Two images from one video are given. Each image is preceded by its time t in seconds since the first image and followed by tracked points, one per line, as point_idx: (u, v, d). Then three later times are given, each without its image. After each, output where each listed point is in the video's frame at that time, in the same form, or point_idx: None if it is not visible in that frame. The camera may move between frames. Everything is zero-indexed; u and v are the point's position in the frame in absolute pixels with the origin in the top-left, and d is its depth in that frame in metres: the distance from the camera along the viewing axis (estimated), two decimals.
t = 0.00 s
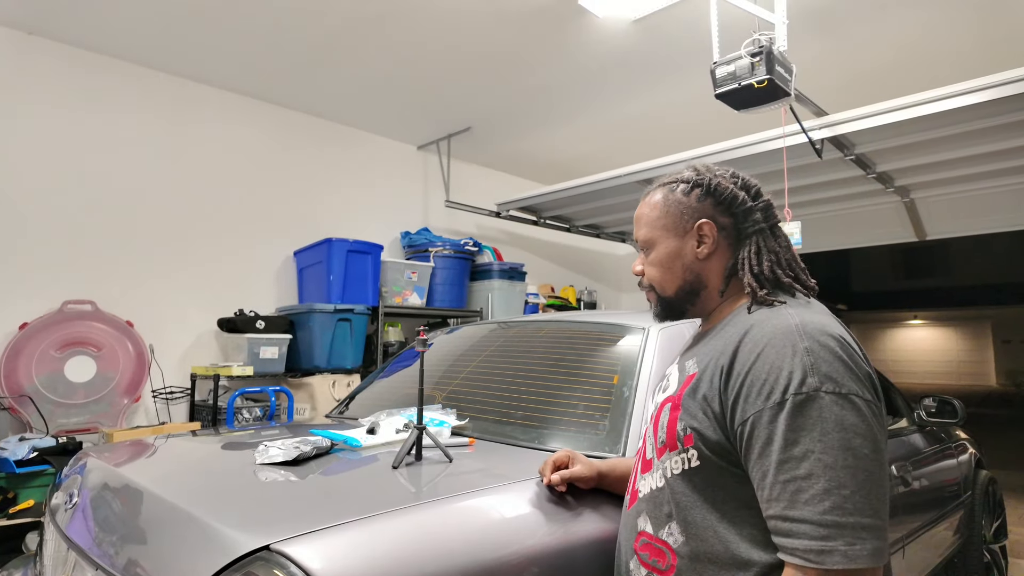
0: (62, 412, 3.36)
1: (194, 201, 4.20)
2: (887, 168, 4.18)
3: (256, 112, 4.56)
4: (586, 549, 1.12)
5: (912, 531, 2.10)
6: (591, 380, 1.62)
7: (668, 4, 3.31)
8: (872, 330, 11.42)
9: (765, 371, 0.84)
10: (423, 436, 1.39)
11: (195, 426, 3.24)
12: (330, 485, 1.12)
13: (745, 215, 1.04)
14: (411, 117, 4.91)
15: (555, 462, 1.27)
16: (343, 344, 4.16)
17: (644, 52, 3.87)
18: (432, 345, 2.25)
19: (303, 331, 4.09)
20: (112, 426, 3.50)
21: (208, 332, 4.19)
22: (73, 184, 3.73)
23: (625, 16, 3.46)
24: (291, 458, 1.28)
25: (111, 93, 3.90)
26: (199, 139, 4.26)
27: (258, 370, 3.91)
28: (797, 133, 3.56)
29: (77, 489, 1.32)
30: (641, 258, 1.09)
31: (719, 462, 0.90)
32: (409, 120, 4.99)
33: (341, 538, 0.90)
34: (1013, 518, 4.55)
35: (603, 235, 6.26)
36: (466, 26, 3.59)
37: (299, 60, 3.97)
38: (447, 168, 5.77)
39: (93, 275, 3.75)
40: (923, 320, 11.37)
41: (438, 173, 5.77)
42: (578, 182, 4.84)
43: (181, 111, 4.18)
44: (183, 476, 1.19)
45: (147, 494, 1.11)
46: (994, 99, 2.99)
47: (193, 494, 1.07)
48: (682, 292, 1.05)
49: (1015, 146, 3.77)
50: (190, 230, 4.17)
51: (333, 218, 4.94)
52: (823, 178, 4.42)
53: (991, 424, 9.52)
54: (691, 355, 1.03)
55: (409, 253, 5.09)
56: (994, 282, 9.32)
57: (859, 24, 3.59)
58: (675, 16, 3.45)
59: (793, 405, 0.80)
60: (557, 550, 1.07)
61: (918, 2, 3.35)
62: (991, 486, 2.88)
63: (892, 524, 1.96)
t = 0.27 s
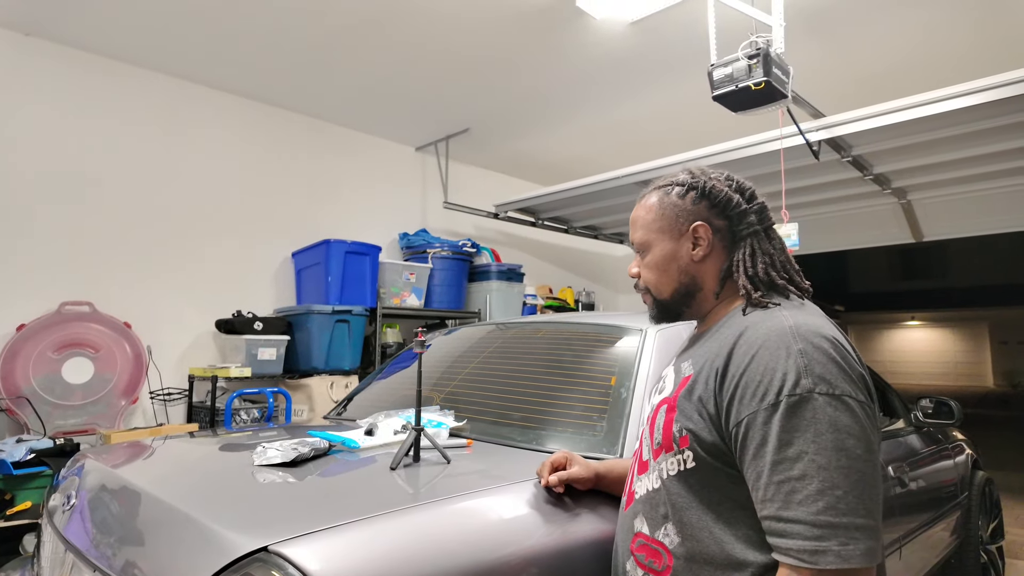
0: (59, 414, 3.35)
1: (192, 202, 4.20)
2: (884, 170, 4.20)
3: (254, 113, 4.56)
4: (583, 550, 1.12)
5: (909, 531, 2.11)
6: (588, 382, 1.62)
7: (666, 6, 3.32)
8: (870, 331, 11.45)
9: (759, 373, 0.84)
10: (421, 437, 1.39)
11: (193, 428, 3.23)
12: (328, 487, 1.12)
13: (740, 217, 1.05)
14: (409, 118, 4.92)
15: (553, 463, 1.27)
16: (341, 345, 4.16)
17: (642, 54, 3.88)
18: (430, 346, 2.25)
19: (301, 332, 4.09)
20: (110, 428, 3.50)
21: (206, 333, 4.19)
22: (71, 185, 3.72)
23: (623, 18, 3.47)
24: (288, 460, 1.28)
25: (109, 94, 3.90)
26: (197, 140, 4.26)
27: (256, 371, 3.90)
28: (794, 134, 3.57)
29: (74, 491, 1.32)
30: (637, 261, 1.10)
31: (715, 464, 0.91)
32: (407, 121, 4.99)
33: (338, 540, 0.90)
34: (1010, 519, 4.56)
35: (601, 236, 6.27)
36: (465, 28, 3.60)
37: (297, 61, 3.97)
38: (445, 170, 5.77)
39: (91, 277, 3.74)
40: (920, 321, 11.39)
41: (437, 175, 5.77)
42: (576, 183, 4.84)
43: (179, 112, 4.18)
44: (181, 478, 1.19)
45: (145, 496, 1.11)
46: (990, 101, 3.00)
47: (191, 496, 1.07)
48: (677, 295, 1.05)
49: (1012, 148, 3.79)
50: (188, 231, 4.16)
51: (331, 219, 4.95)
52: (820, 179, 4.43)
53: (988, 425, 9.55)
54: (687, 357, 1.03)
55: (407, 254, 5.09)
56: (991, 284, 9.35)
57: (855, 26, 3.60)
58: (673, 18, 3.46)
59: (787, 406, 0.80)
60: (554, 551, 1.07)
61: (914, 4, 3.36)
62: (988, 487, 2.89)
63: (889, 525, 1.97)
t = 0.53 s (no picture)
0: (56, 415, 3.35)
1: (189, 203, 4.19)
2: (881, 171, 4.21)
3: (252, 113, 4.56)
4: (580, 550, 1.12)
5: (906, 532, 2.12)
6: (586, 383, 1.62)
7: (664, 7, 3.32)
8: (867, 332, 11.48)
9: (751, 372, 0.85)
10: (419, 438, 1.39)
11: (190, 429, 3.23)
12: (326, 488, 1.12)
13: (735, 219, 1.05)
14: (407, 119, 4.92)
15: (551, 463, 1.28)
16: (339, 346, 4.15)
17: (640, 55, 3.89)
18: (428, 347, 2.25)
19: (299, 333, 4.08)
20: (107, 429, 3.49)
21: (203, 334, 4.18)
22: (68, 185, 3.72)
23: (620, 19, 3.47)
24: (286, 461, 1.28)
25: (106, 94, 3.89)
26: (195, 141, 4.25)
27: (253, 372, 3.90)
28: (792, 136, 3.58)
29: (71, 492, 1.31)
30: (633, 262, 1.10)
31: (708, 462, 0.91)
32: (405, 122, 4.99)
33: (337, 540, 0.90)
34: (1006, 519, 4.58)
35: (599, 237, 6.28)
36: (463, 29, 3.60)
37: (295, 62, 3.97)
38: (443, 170, 5.78)
39: (88, 277, 3.74)
40: (918, 322, 11.39)
41: (434, 175, 5.78)
42: (574, 184, 4.85)
43: (176, 113, 4.18)
44: (179, 479, 1.19)
45: (143, 497, 1.11)
46: (986, 102, 3.01)
47: (189, 497, 1.07)
48: (672, 296, 1.06)
49: (1008, 150, 3.80)
50: (185, 232, 4.16)
51: (329, 220, 4.94)
52: (816, 180, 4.44)
53: (984, 425, 9.58)
54: (681, 356, 1.04)
55: (405, 255, 5.09)
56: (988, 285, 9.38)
57: (853, 28, 3.61)
58: (670, 20, 3.47)
59: (779, 404, 0.80)
60: (552, 551, 1.08)
61: (911, 6, 3.37)
62: (985, 488, 2.89)
63: (885, 526, 1.97)
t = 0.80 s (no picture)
0: (53, 416, 3.34)
1: (187, 203, 4.19)
2: (878, 172, 4.23)
3: (250, 114, 4.55)
4: (578, 549, 1.12)
5: (903, 532, 2.12)
6: (585, 383, 1.63)
7: (662, 8, 3.33)
8: (864, 333, 11.51)
9: (740, 371, 0.85)
10: (417, 438, 1.39)
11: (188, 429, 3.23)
12: (325, 488, 1.12)
13: (727, 220, 1.05)
14: (406, 120, 4.92)
15: (543, 447, 1.32)
16: (337, 347, 4.15)
17: (638, 56, 3.89)
18: (426, 347, 2.25)
19: (297, 334, 4.08)
20: (105, 430, 3.49)
21: (201, 334, 4.18)
22: (65, 186, 3.71)
23: (618, 20, 3.48)
24: (285, 460, 1.28)
25: (104, 94, 3.89)
26: (192, 142, 4.25)
27: (252, 373, 3.89)
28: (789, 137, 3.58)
29: (69, 492, 1.31)
30: (623, 261, 1.10)
31: (697, 462, 0.91)
32: (404, 123, 4.99)
33: (335, 540, 0.90)
34: (1003, 520, 4.59)
35: (597, 238, 6.28)
36: (461, 29, 3.60)
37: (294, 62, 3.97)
38: (441, 171, 5.78)
39: (85, 278, 3.73)
40: (913, 323, 11.32)
41: (433, 176, 5.78)
42: (573, 185, 4.86)
43: (174, 113, 4.17)
44: (177, 479, 1.19)
45: (140, 498, 1.10)
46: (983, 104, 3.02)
47: (187, 497, 1.07)
48: (662, 296, 1.06)
49: (1004, 151, 3.82)
50: (183, 232, 4.16)
51: (327, 220, 4.94)
52: (814, 181, 4.46)
53: (981, 426, 9.61)
54: (670, 355, 1.05)
55: (403, 255, 5.09)
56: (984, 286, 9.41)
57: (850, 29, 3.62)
58: (668, 21, 3.48)
59: (769, 403, 0.81)
60: (548, 550, 1.08)
61: (908, 7, 3.38)
62: (982, 488, 2.90)
63: (882, 526, 1.98)
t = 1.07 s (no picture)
0: (52, 416, 3.34)
1: (186, 203, 4.19)
2: (876, 173, 4.24)
3: (249, 114, 4.55)
4: (572, 546, 1.13)
5: (901, 532, 2.12)
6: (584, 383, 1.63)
7: (661, 9, 3.34)
8: (862, 333, 11.54)
9: (716, 379, 0.84)
10: (416, 438, 1.39)
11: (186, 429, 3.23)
12: (324, 488, 1.12)
13: (692, 224, 1.02)
14: (405, 120, 4.92)
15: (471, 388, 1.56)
16: (336, 347, 4.15)
17: (637, 56, 3.90)
18: (425, 347, 2.26)
19: (295, 334, 4.07)
20: (103, 430, 3.48)
21: (200, 335, 4.18)
22: (63, 185, 3.71)
23: (617, 20, 3.48)
24: (284, 460, 1.28)
25: (102, 94, 3.88)
26: (191, 142, 4.25)
27: (250, 373, 3.89)
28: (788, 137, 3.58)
29: (68, 492, 1.31)
30: (593, 268, 1.09)
31: (679, 472, 0.90)
32: (402, 123, 4.99)
33: (335, 540, 0.90)
34: (1001, 519, 4.60)
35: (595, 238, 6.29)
36: (461, 30, 3.60)
37: (292, 62, 3.97)
38: (440, 172, 5.78)
39: (84, 278, 3.73)
40: (912, 324, 11.29)
41: (432, 176, 5.79)
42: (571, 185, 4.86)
43: (173, 113, 4.17)
44: (176, 479, 1.19)
45: (139, 497, 1.10)
46: (981, 105, 3.03)
47: (186, 497, 1.07)
48: (631, 303, 1.05)
49: (1001, 152, 3.83)
50: (182, 233, 4.15)
51: (326, 220, 4.94)
52: (812, 182, 4.46)
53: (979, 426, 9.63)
54: (646, 362, 1.04)
55: (402, 256, 5.09)
56: (982, 286, 9.43)
57: (848, 30, 3.63)
58: (667, 22, 3.48)
59: (748, 410, 0.80)
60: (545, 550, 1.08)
61: (906, 9, 3.39)
62: (980, 488, 2.91)
63: (881, 526, 1.98)
